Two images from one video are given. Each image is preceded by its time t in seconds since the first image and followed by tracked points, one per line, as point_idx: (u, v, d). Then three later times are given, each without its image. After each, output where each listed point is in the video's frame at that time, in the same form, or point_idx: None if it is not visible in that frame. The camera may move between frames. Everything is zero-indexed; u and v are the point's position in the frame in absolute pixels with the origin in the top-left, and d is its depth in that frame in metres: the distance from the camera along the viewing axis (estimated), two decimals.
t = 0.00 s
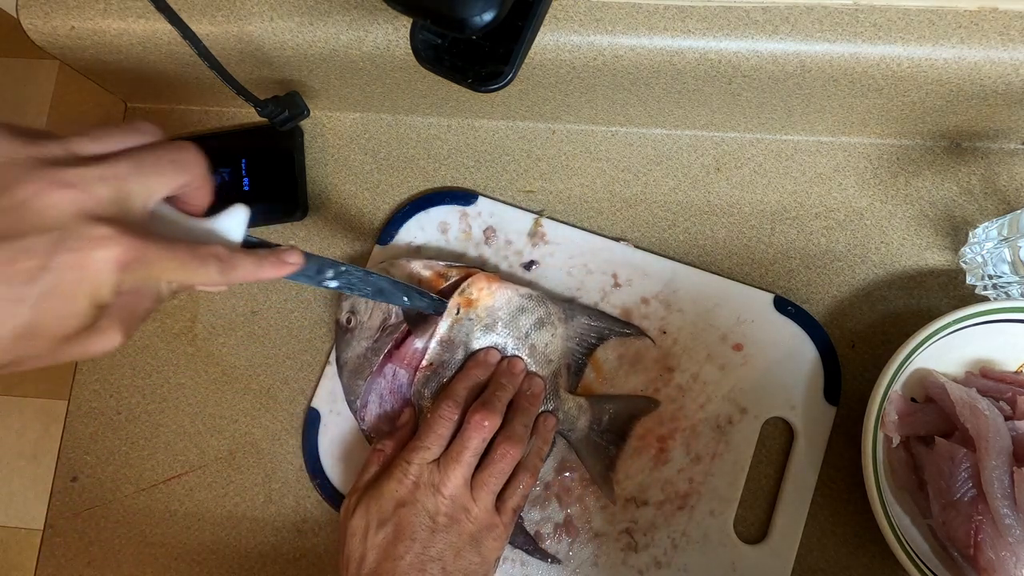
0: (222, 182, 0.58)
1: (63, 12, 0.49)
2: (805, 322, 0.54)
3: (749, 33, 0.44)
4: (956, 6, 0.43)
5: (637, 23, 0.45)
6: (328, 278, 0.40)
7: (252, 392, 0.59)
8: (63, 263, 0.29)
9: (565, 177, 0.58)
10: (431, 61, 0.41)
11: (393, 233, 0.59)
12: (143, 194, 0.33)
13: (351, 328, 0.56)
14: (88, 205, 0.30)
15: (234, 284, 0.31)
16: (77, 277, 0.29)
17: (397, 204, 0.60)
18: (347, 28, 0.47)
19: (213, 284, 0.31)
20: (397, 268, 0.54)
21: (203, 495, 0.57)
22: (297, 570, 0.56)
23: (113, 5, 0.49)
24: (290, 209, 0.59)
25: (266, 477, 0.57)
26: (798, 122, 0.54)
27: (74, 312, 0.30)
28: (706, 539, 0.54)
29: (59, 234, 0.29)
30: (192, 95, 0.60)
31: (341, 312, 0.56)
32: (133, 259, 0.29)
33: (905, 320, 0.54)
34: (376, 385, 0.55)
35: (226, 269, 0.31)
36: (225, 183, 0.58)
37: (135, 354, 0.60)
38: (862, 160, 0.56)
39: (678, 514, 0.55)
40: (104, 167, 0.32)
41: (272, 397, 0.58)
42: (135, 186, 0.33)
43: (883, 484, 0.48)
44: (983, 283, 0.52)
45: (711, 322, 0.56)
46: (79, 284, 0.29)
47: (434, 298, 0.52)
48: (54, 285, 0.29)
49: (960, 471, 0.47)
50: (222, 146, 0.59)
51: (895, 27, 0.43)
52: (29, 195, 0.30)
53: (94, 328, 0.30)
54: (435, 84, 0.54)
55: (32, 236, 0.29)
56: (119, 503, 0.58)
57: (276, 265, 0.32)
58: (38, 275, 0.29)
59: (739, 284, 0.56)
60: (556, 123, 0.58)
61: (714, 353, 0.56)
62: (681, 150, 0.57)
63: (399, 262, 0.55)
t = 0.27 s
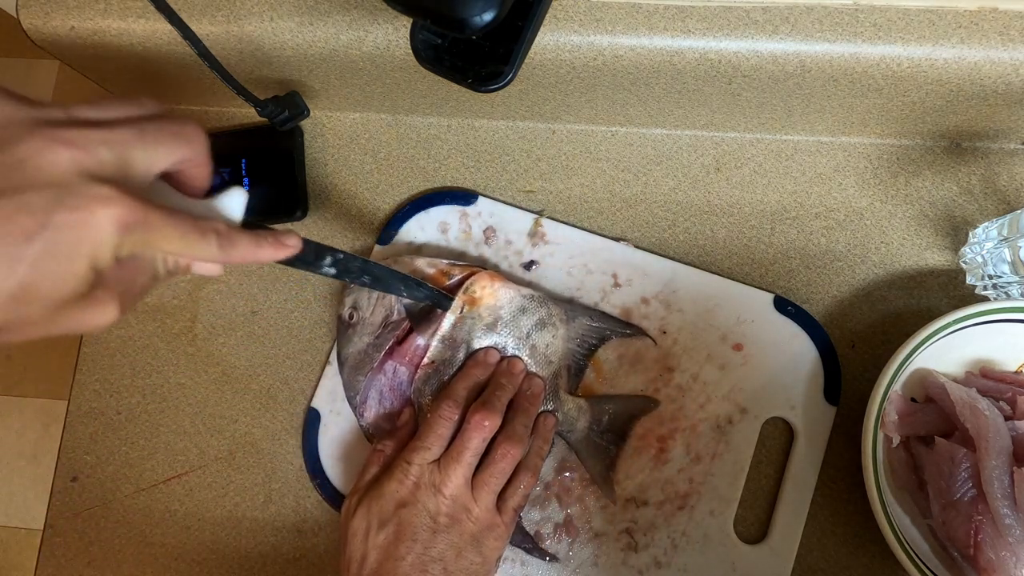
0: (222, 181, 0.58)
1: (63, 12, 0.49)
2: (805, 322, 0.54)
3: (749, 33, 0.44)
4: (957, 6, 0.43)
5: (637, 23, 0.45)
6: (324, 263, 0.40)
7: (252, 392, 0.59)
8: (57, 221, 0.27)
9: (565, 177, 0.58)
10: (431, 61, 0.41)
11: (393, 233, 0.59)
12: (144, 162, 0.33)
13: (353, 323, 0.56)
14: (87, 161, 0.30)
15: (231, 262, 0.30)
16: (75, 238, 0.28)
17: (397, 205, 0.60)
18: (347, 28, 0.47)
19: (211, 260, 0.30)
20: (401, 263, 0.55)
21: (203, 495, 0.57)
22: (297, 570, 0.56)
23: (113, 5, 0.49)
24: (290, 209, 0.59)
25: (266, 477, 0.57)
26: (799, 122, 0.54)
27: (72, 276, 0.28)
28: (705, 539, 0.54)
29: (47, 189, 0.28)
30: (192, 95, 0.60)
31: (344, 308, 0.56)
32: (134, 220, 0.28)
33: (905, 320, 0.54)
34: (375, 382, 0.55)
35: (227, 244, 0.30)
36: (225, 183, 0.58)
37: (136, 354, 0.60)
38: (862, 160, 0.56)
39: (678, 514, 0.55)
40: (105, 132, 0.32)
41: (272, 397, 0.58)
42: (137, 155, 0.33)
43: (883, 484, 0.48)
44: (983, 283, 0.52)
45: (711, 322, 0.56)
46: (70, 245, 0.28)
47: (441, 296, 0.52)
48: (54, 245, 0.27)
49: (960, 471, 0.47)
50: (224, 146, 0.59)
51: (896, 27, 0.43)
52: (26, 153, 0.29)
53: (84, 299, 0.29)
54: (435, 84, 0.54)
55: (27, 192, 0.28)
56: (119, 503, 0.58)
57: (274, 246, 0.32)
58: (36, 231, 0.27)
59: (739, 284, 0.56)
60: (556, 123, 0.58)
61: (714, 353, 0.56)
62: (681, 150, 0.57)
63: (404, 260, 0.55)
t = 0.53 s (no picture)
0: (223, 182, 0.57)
1: (63, 12, 0.49)
2: (805, 322, 0.54)
3: (749, 33, 0.44)
4: (957, 6, 0.43)
5: (637, 23, 0.45)
6: (318, 251, 0.40)
7: (252, 392, 0.59)
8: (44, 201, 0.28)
9: (565, 177, 0.58)
10: (431, 61, 0.41)
11: (394, 233, 0.59)
12: (131, 142, 0.35)
13: (356, 316, 0.55)
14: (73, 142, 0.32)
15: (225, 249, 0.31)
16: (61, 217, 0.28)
17: (397, 205, 0.60)
18: (347, 28, 0.47)
19: (206, 246, 0.30)
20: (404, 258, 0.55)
21: (203, 495, 0.57)
22: (297, 570, 0.56)
23: (113, 5, 0.49)
24: (290, 208, 0.59)
25: (266, 477, 0.57)
26: (799, 122, 0.54)
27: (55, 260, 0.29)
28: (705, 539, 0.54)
29: (35, 168, 0.29)
30: (192, 95, 0.60)
31: (348, 300, 0.56)
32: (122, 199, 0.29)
33: (905, 320, 0.54)
34: (376, 376, 0.55)
35: (220, 230, 0.30)
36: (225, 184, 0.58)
37: (136, 354, 0.60)
38: (862, 160, 0.56)
39: (678, 514, 0.55)
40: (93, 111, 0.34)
41: (272, 397, 0.58)
42: (124, 134, 0.35)
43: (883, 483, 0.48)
44: (983, 283, 0.52)
45: (711, 322, 0.56)
46: (55, 230, 0.28)
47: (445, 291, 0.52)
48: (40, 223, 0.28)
49: (960, 471, 0.47)
50: (224, 146, 0.59)
51: (896, 27, 0.43)
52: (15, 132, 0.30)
53: (72, 281, 0.30)
54: (435, 84, 0.54)
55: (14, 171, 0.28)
56: (119, 503, 0.58)
57: (271, 232, 0.32)
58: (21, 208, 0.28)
59: (739, 284, 0.56)
60: (556, 123, 0.58)
61: (714, 353, 0.56)
62: (682, 150, 0.57)
63: (411, 255, 0.55)
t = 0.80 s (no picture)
0: (222, 181, 0.58)
1: (63, 12, 0.49)
2: (806, 322, 0.54)
3: (749, 33, 0.44)
4: (957, 6, 0.43)
5: (637, 23, 0.45)
6: (294, 242, 0.39)
7: (252, 392, 0.59)
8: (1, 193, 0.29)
9: (565, 177, 0.58)
10: (431, 61, 0.41)
11: (394, 233, 0.59)
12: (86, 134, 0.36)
13: (357, 312, 0.56)
14: (30, 130, 0.32)
15: (192, 243, 0.33)
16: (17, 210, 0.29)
17: (397, 204, 0.60)
18: (347, 28, 0.47)
19: (164, 237, 0.32)
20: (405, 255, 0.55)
21: (203, 495, 0.57)
22: (297, 570, 0.56)
23: (113, 5, 0.49)
24: (290, 208, 0.59)
25: (265, 477, 0.57)
26: (799, 122, 0.54)
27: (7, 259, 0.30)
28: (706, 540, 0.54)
29: None
30: (192, 95, 0.60)
31: (349, 296, 0.56)
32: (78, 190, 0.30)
33: (905, 320, 0.54)
34: (375, 373, 0.55)
35: (183, 223, 0.32)
36: (226, 184, 0.58)
37: (136, 354, 0.60)
38: (862, 160, 0.56)
39: (678, 514, 0.55)
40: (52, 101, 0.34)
41: (272, 397, 0.58)
42: (79, 126, 0.35)
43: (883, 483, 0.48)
44: (983, 283, 0.53)
45: (711, 322, 0.56)
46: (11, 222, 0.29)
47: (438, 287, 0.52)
48: None
49: (960, 471, 0.47)
50: (224, 145, 0.59)
51: (896, 27, 0.43)
52: None
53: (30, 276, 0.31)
54: (435, 83, 0.54)
55: None
56: (119, 503, 0.58)
57: (235, 224, 0.33)
58: None
59: (739, 284, 0.56)
60: (556, 123, 0.58)
61: (714, 353, 0.56)
62: (682, 150, 0.57)
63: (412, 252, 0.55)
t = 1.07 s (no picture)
0: (222, 181, 0.59)
1: (64, 12, 0.49)
2: (805, 322, 0.55)
3: (748, 34, 0.44)
4: (956, 7, 0.43)
5: (638, 23, 0.45)
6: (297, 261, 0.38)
7: (252, 392, 0.59)
8: None
9: (565, 177, 0.58)
10: (432, 61, 0.41)
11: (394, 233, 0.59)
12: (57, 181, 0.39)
13: (357, 313, 0.57)
14: None
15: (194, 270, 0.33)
16: None
17: (397, 204, 0.60)
18: (347, 28, 0.47)
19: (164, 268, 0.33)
20: (404, 259, 0.56)
21: (203, 495, 0.57)
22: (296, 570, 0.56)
23: (113, 5, 0.49)
24: (290, 208, 0.59)
25: (265, 477, 0.57)
26: (798, 122, 0.54)
27: None
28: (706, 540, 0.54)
29: None
30: (192, 94, 0.59)
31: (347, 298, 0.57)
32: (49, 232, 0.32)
33: (905, 320, 0.54)
34: (375, 372, 0.56)
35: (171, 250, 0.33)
36: (226, 183, 0.59)
37: (135, 354, 0.60)
38: (862, 160, 0.56)
39: (678, 514, 0.55)
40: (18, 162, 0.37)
41: (272, 397, 0.58)
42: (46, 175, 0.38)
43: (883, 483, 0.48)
44: (983, 283, 0.53)
45: (711, 322, 0.56)
46: None
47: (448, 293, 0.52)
48: None
49: (960, 471, 0.47)
50: (224, 145, 0.59)
51: (895, 27, 0.43)
52: None
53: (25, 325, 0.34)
54: (436, 84, 0.54)
55: None
56: (119, 503, 0.58)
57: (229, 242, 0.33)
58: None
59: (739, 284, 0.56)
60: (556, 123, 0.58)
61: (714, 353, 0.56)
62: (682, 150, 0.58)
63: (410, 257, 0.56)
